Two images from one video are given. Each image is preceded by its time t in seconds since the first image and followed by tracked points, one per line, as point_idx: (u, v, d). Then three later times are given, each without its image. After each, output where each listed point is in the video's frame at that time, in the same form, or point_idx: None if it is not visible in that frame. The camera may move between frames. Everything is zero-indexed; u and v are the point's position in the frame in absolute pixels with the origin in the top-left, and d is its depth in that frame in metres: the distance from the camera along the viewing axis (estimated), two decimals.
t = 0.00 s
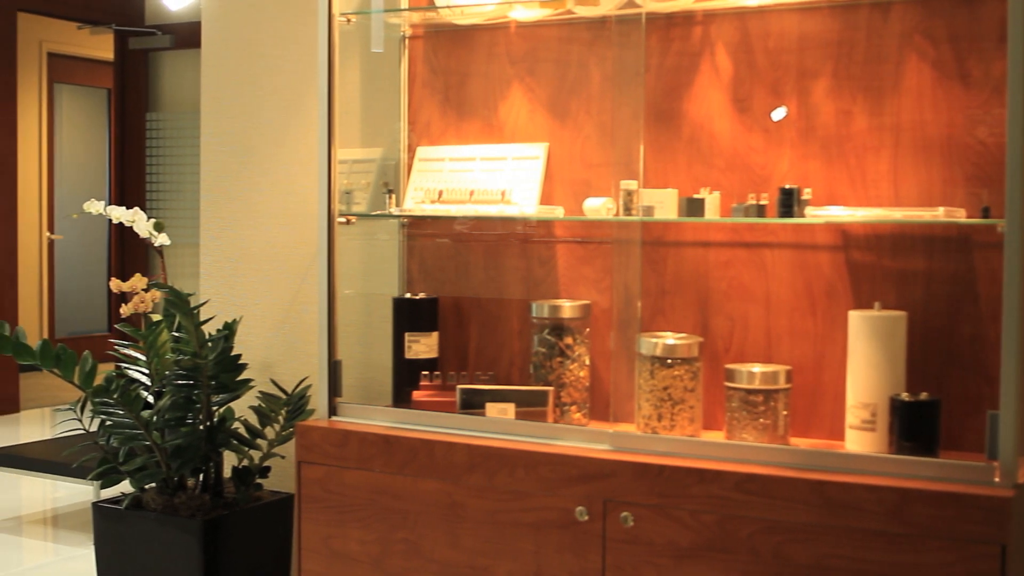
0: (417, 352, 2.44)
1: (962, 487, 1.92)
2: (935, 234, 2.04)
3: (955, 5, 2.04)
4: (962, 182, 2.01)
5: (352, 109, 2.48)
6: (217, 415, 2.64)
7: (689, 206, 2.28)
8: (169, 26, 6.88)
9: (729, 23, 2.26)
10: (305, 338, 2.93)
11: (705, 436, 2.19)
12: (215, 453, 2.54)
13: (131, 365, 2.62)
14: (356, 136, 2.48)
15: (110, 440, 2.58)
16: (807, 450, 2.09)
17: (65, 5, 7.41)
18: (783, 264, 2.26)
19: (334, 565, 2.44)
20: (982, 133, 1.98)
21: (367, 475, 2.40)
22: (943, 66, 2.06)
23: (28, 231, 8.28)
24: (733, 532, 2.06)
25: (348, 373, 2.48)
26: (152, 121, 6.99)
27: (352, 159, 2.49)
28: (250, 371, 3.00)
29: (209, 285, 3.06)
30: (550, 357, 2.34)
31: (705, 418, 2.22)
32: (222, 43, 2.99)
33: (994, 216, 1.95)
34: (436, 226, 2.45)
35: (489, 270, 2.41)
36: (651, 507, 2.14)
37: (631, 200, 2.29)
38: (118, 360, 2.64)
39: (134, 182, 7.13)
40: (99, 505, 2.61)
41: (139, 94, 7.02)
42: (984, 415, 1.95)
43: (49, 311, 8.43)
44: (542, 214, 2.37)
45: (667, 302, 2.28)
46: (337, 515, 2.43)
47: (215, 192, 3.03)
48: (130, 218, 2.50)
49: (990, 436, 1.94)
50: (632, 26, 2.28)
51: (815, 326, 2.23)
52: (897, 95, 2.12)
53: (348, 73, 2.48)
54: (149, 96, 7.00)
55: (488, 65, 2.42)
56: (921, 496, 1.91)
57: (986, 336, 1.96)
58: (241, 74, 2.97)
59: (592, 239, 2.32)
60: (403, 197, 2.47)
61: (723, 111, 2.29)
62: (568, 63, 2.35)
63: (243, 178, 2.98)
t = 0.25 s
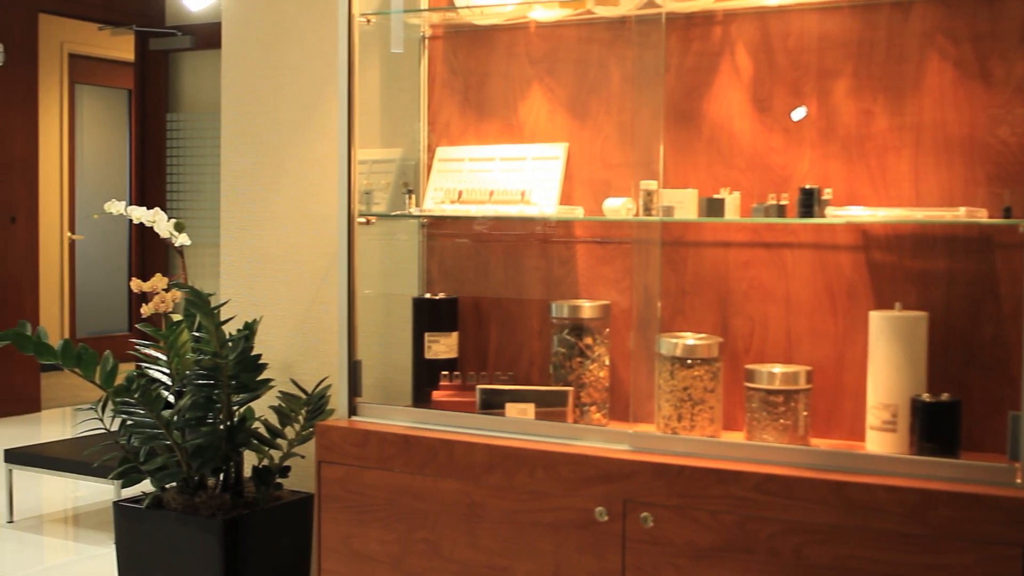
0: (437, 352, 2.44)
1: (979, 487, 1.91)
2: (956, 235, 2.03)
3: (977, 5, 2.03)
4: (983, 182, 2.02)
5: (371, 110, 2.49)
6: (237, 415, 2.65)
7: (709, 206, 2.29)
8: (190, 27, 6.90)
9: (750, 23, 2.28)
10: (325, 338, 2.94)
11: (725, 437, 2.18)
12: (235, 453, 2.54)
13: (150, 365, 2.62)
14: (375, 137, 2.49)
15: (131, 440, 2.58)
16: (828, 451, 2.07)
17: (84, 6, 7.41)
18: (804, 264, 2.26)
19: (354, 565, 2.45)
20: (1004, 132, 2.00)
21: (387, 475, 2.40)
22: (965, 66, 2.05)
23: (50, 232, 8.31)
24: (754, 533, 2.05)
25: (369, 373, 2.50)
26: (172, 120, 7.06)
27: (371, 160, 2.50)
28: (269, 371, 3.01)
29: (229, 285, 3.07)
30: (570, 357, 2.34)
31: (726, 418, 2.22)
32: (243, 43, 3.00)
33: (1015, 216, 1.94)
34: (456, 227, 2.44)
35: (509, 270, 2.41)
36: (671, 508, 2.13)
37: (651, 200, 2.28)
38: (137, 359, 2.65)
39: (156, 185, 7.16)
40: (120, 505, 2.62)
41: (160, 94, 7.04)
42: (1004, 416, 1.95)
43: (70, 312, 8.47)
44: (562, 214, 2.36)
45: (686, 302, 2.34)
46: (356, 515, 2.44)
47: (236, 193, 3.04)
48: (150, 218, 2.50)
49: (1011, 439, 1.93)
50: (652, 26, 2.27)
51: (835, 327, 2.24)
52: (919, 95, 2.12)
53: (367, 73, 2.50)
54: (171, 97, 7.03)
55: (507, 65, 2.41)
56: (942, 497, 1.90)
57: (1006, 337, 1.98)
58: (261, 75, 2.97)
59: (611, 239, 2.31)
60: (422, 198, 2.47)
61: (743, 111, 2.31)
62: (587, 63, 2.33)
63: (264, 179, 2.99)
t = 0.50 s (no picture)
0: (458, 352, 2.44)
1: (1002, 489, 1.90)
2: (980, 235, 2.02)
3: (1001, 4, 2.02)
4: (1007, 182, 2.01)
5: (392, 110, 2.49)
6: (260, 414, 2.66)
7: (730, 206, 2.27)
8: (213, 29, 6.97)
9: (772, 23, 2.27)
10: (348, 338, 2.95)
11: (747, 437, 2.18)
12: (258, 453, 2.55)
13: (172, 365, 2.63)
14: (397, 137, 2.49)
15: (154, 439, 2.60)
16: (849, 451, 2.07)
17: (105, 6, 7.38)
18: (827, 264, 2.26)
19: (376, 565, 2.45)
20: None
21: (409, 475, 2.40)
22: (988, 65, 2.05)
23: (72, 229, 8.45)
24: (776, 534, 2.05)
25: (390, 373, 2.50)
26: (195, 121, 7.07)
27: (393, 160, 2.50)
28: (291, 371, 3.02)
29: (251, 285, 3.07)
30: (592, 357, 2.33)
31: (747, 419, 2.22)
32: (266, 44, 3.00)
33: None
34: (477, 227, 2.45)
35: (530, 270, 2.41)
36: (693, 508, 2.13)
37: (673, 200, 2.27)
38: (158, 358, 2.64)
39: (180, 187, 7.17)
40: (143, 504, 2.64)
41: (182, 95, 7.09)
42: None
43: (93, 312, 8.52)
44: (584, 214, 2.36)
45: (708, 301, 2.33)
46: (378, 515, 2.44)
47: (258, 194, 3.05)
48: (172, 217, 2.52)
49: None
50: (674, 26, 2.26)
51: (858, 328, 2.23)
52: (942, 95, 2.11)
53: (389, 72, 2.49)
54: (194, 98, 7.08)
55: (529, 65, 2.42)
56: (965, 498, 1.90)
57: None
58: (283, 76, 2.98)
59: (633, 239, 2.30)
60: (444, 198, 2.48)
61: (765, 111, 2.30)
62: (609, 62, 2.33)
63: (287, 180, 3.00)
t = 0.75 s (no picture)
0: (479, 352, 2.44)
1: None
2: (1003, 235, 2.01)
3: None
4: None
5: (414, 110, 2.49)
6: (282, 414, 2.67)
7: (752, 206, 2.27)
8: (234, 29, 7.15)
9: (793, 22, 2.26)
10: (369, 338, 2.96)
11: (769, 438, 2.17)
12: (280, 452, 2.58)
13: (194, 364, 2.64)
14: (419, 137, 2.49)
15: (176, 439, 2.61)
16: (871, 452, 2.06)
17: (128, 7, 7.45)
18: (849, 265, 2.25)
19: (397, 564, 2.46)
20: None
21: (431, 475, 2.40)
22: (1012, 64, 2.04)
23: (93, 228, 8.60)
24: (798, 534, 2.04)
25: (412, 373, 2.51)
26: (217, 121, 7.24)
27: (414, 160, 2.50)
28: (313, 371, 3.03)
29: (273, 285, 3.08)
30: (612, 357, 2.33)
31: (769, 420, 2.21)
32: (288, 44, 3.01)
33: None
34: (498, 227, 2.45)
35: (551, 270, 2.41)
36: (715, 509, 2.12)
37: (694, 200, 2.27)
38: (180, 358, 2.67)
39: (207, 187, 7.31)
40: (165, 503, 2.66)
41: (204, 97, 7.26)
42: None
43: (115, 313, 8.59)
44: (605, 215, 2.36)
45: (730, 303, 2.31)
46: (399, 515, 2.45)
47: (280, 194, 3.06)
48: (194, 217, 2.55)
49: None
50: (696, 27, 2.25)
51: (880, 328, 2.22)
52: (965, 95, 2.10)
53: (410, 71, 2.49)
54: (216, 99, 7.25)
55: (551, 65, 2.42)
56: (989, 499, 1.89)
57: None
58: (305, 76, 2.99)
59: (654, 239, 2.30)
60: (465, 198, 2.48)
61: (787, 111, 2.30)
62: (630, 62, 2.33)
63: (308, 180, 3.01)
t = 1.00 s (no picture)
0: (502, 352, 2.44)
1: None
2: None
3: None
4: None
5: (437, 111, 2.50)
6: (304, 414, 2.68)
7: (776, 206, 2.26)
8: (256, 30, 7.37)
9: (817, 21, 2.26)
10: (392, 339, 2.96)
11: (792, 438, 2.16)
12: (303, 452, 2.59)
13: (218, 364, 2.65)
14: (441, 137, 2.50)
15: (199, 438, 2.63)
16: (896, 454, 2.05)
17: (152, 7, 7.40)
18: (872, 265, 2.24)
19: (419, 564, 2.46)
20: None
21: (453, 475, 2.41)
22: None
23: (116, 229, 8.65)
24: (821, 535, 2.04)
25: (433, 374, 2.51)
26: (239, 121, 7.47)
27: (437, 161, 2.51)
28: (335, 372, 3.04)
29: (296, 286, 3.10)
30: (635, 358, 2.34)
31: (792, 420, 2.20)
32: (310, 46, 3.02)
33: None
34: (520, 228, 2.45)
35: (574, 270, 2.41)
36: (738, 510, 2.12)
37: (717, 200, 2.27)
38: (204, 357, 2.69)
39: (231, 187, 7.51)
40: (189, 502, 2.68)
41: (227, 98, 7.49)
42: None
43: (137, 313, 8.65)
44: (627, 215, 2.36)
45: (753, 301, 2.34)
46: (421, 514, 2.45)
47: (302, 194, 3.07)
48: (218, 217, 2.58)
49: None
50: (719, 26, 2.25)
51: (904, 329, 2.21)
52: (989, 94, 2.09)
53: (433, 71, 2.50)
54: (240, 100, 7.47)
55: (574, 65, 2.43)
56: (1014, 501, 1.88)
57: None
58: (327, 77, 3.00)
59: (677, 239, 2.30)
60: (488, 198, 2.48)
61: (811, 111, 2.29)
62: (654, 62, 2.33)
63: (331, 182, 3.01)
